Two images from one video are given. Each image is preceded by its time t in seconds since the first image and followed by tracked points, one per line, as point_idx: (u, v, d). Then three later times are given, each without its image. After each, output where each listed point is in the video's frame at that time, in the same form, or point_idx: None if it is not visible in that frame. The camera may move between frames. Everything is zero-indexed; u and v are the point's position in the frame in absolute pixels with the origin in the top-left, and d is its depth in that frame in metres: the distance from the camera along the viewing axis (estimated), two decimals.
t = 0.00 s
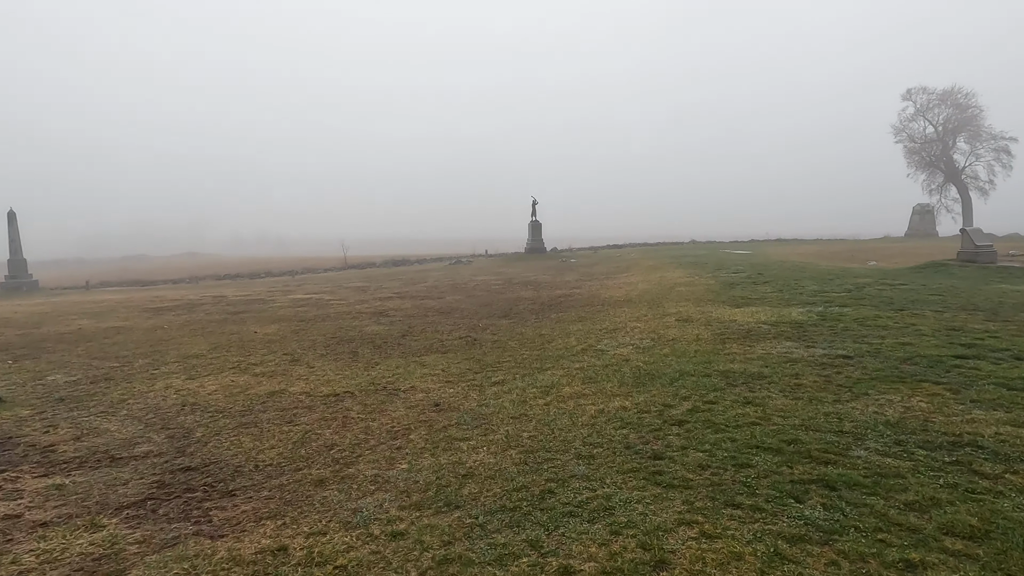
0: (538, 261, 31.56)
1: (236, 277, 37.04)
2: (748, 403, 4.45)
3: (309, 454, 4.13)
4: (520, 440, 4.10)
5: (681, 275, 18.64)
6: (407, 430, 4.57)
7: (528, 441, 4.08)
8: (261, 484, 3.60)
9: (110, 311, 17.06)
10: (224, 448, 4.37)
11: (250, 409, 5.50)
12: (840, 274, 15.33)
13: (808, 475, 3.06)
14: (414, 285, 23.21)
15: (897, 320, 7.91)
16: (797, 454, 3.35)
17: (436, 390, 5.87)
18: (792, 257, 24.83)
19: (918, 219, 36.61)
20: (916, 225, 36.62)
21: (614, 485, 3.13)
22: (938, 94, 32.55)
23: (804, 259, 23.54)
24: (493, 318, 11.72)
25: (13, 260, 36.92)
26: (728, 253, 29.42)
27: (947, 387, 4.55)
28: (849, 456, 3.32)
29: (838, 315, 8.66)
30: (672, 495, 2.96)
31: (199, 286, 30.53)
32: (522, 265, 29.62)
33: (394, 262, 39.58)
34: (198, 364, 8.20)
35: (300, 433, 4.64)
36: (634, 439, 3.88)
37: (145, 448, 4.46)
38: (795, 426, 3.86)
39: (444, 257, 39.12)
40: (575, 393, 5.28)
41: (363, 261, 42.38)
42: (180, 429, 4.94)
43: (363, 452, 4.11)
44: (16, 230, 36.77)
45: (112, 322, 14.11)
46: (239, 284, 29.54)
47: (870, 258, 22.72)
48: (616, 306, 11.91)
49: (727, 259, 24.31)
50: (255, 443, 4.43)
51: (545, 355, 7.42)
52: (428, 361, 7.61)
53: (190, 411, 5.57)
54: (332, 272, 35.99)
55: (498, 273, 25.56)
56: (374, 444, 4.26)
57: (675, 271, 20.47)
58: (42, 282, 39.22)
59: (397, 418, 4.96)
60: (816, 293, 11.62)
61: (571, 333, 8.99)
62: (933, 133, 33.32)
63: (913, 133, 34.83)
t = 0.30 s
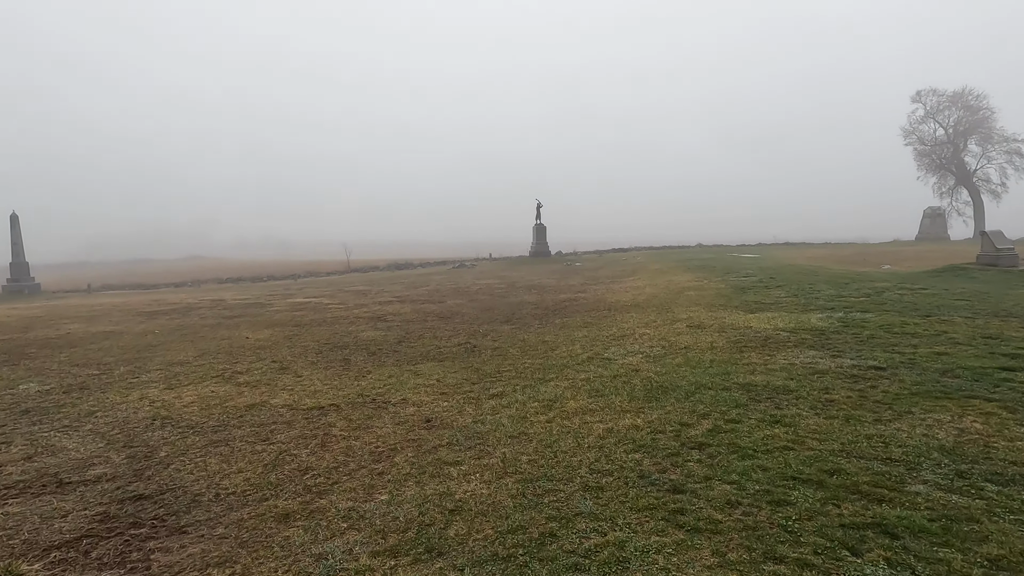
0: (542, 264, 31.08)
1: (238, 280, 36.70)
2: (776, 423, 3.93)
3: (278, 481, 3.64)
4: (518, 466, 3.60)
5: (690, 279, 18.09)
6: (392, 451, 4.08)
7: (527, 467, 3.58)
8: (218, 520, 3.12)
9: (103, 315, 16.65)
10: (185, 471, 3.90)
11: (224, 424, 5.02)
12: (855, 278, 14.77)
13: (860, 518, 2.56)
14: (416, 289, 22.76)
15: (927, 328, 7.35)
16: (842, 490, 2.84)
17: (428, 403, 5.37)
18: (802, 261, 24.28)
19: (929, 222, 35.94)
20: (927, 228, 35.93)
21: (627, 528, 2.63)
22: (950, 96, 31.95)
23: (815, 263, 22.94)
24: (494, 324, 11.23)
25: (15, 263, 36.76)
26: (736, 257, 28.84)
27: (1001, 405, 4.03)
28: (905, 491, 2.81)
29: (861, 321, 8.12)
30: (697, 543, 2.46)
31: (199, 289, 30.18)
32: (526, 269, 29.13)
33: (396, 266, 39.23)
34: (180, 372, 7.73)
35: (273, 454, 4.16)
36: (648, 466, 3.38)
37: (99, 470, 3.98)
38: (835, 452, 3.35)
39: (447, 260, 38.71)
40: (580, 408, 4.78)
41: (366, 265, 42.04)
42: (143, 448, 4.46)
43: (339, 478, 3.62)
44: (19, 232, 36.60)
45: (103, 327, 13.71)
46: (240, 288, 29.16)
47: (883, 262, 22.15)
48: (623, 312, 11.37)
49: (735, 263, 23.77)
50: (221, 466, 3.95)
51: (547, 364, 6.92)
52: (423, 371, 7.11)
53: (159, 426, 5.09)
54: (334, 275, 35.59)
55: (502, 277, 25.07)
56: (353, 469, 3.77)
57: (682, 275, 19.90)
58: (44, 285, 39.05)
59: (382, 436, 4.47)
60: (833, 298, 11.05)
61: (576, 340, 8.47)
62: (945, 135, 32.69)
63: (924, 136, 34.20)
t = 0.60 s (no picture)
0: (552, 266, 30.56)
1: (246, 283, 36.47)
2: (825, 462, 3.39)
3: (247, 528, 3.15)
4: (524, 515, 3.08)
5: (705, 283, 17.44)
6: (381, 488, 3.59)
7: (534, 515, 3.07)
8: None
9: (104, 319, 16.32)
10: (146, 513, 3.42)
11: (201, 450, 4.56)
12: (880, 283, 14.09)
13: None
14: (423, 292, 22.33)
15: (972, 340, 6.74)
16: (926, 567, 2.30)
17: (426, 427, 4.87)
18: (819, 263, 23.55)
19: (949, 223, 34.96)
20: (948, 230, 34.96)
21: None
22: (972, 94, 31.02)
23: (834, 266, 22.21)
24: (502, 331, 10.72)
25: (26, 265, 36.90)
26: (751, 259, 28.08)
27: None
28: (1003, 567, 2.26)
29: (897, 333, 7.50)
30: None
31: (206, 292, 29.93)
32: (535, 271, 28.62)
33: (405, 267, 38.89)
34: (168, 385, 7.29)
35: (247, 492, 3.67)
36: (678, 520, 2.87)
37: (50, 510, 3.52)
38: (903, 504, 2.80)
39: (456, 262, 38.28)
40: (595, 437, 4.26)
41: (375, 266, 41.79)
42: (105, 481, 4.00)
43: (316, 526, 3.13)
44: (29, 234, 36.65)
45: (101, 332, 13.38)
46: (247, 290, 28.89)
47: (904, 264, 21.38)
48: (637, 319, 10.80)
49: (750, 266, 23.11)
50: (187, 507, 3.48)
51: (558, 380, 6.39)
52: (424, 386, 6.62)
53: (130, 452, 4.63)
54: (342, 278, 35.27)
55: (511, 280, 24.58)
56: (334, 513, 3.28)
57: (697, 278, 19.26)
58: (55, 288, 39.14)
59: (372, 468, 3.97)
60: (861, 305, 10.41)
61: (588, 351, 7.92)
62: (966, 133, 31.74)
63: (944, 134, 33.25)
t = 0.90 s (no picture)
0: (568, 267, 29.96)
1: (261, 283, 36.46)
2: (906, 510, 2.81)
3: None
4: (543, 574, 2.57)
5: (729, 285, 16.67)
6: (377, 530, 3.09)
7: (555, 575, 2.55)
8: None
9: (114, 321, 16.10)
10: (106, 558, 2.98)
11: (183, 474, 4.11)
12: (919, 286, 13.27)
13: None
14: (437, 293, 21.93)
15: None
16: None
17: (433, 450, 4.37)
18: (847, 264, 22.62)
19: (982, 222, 33.60)
20: (981, 229, 33.59)
21: None
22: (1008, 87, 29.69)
23: (864, 267, 21.23)
24: (517, 336, 10.20)
25: (47, 264, 37.38)
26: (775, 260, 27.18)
27: None
28: None
29: (952, 342, 6.82)
30: None
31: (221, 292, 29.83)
32: (551, 272, 28.07)
33: (420, 267, 38.60)
34: (163, 394, 6.87)
35: (225, 530, 3.21)
36: None
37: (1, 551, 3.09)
38: None
39: (471, 262, 37.86)
40: (624, 466, 3.72)
41: (390, 266, 41.57)
42: (72, 511, 3.57)
43: None
44: (50, 235, 37.04)
45: (110, 334, 13.17)
46: (261, 291, 28.71)
47: (939, 265, 20.36)
48: (661, 324, 10.16)
49: (775, 267, 22.24)
50: (154, 550, 3.03)
51: (578, 393, 5.85)
52: (432, 399, 6.10)
53: (107, 474, 4.20)
54: (356, 278, 34.98)
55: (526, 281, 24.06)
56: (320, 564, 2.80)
57: (721, 280, 18.48)
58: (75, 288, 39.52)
59: (369, 502, 3.49)
60: (904, 310, 9.64)
61: (609, 361, 7.37)
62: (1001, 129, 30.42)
63: (978, 130, 31.93)
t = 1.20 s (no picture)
0: (583, 269, 29.30)
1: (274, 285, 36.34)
2: None
3: None
4: None
5: (753, 288, 15.90)
6: None
7: None
8: None
9: (120, 324, 15.86)
10: None
11: (143, 503, 3.60)
12: (958, 289, 12.43)
13: None
14: (449, 296, 21.44)
15: None
16: None
17: (428, 477, 3.81)
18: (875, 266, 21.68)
19: (1014, 223, 32.27)
20: (1013, 229, 32.26)
21: None
22: None
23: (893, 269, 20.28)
24: (528, 342, 9.62)
25: (65, 266, 37.69)
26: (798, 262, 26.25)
27: None
28: None
29: (1013, 352, 6.10)
30: None
31: (232, 294, 29.62)
32: (566, 274, 27.46)
33: (432, 270, 38.21)
34: (147, 405, 6.40)
35: None
36: None
37: None
38: None
39: (484, 265, 37.37)
40: (650, 503, 3.12)
41: (402, 269, 41.25)
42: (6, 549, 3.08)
43: None
44: (68, 237, 37.31)
45: (113, 337, 12.85)
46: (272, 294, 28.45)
47: (974, 267, 19.36)
48: (683, 330, 9.49)
49: (799, 269, 21.37)
50: None
51: (594, 408, 5.26)
52: (433, 413, 5.55)
53: (60, 501, 3.71)
54: (368, 280, 34.63)
55: (540, 284, 23.48)
56: None
57: (743, 283, 17.69)
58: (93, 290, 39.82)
59: (347, 546, 2.94)
60: (949, 316, 8.86)
61: (628, 370, 6.75)
62: None
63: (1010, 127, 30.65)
